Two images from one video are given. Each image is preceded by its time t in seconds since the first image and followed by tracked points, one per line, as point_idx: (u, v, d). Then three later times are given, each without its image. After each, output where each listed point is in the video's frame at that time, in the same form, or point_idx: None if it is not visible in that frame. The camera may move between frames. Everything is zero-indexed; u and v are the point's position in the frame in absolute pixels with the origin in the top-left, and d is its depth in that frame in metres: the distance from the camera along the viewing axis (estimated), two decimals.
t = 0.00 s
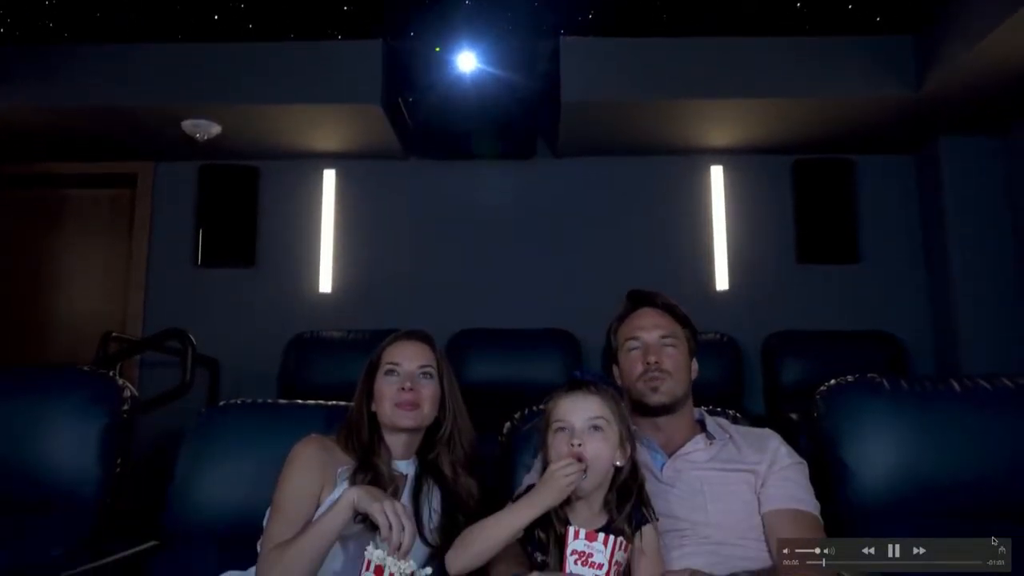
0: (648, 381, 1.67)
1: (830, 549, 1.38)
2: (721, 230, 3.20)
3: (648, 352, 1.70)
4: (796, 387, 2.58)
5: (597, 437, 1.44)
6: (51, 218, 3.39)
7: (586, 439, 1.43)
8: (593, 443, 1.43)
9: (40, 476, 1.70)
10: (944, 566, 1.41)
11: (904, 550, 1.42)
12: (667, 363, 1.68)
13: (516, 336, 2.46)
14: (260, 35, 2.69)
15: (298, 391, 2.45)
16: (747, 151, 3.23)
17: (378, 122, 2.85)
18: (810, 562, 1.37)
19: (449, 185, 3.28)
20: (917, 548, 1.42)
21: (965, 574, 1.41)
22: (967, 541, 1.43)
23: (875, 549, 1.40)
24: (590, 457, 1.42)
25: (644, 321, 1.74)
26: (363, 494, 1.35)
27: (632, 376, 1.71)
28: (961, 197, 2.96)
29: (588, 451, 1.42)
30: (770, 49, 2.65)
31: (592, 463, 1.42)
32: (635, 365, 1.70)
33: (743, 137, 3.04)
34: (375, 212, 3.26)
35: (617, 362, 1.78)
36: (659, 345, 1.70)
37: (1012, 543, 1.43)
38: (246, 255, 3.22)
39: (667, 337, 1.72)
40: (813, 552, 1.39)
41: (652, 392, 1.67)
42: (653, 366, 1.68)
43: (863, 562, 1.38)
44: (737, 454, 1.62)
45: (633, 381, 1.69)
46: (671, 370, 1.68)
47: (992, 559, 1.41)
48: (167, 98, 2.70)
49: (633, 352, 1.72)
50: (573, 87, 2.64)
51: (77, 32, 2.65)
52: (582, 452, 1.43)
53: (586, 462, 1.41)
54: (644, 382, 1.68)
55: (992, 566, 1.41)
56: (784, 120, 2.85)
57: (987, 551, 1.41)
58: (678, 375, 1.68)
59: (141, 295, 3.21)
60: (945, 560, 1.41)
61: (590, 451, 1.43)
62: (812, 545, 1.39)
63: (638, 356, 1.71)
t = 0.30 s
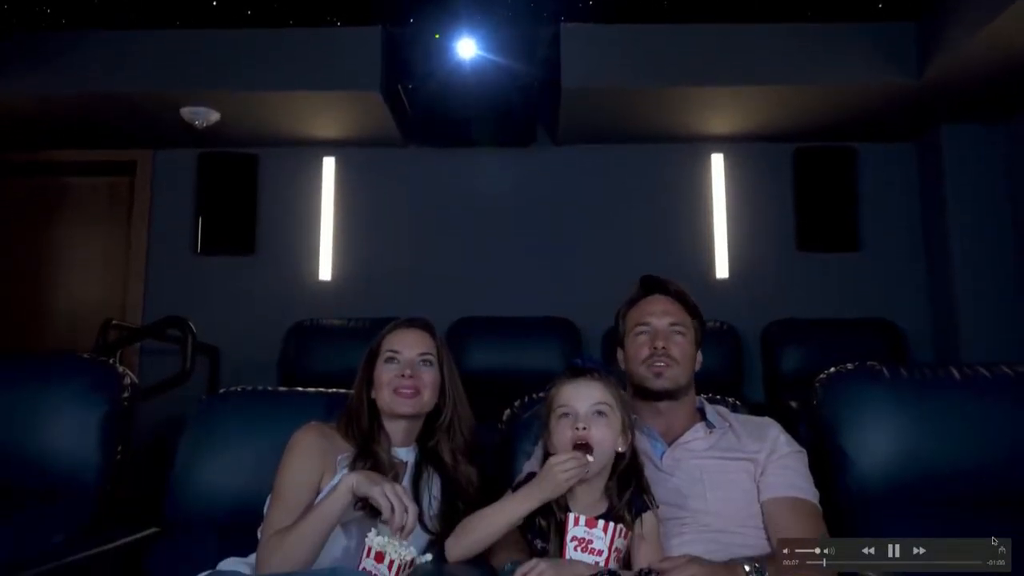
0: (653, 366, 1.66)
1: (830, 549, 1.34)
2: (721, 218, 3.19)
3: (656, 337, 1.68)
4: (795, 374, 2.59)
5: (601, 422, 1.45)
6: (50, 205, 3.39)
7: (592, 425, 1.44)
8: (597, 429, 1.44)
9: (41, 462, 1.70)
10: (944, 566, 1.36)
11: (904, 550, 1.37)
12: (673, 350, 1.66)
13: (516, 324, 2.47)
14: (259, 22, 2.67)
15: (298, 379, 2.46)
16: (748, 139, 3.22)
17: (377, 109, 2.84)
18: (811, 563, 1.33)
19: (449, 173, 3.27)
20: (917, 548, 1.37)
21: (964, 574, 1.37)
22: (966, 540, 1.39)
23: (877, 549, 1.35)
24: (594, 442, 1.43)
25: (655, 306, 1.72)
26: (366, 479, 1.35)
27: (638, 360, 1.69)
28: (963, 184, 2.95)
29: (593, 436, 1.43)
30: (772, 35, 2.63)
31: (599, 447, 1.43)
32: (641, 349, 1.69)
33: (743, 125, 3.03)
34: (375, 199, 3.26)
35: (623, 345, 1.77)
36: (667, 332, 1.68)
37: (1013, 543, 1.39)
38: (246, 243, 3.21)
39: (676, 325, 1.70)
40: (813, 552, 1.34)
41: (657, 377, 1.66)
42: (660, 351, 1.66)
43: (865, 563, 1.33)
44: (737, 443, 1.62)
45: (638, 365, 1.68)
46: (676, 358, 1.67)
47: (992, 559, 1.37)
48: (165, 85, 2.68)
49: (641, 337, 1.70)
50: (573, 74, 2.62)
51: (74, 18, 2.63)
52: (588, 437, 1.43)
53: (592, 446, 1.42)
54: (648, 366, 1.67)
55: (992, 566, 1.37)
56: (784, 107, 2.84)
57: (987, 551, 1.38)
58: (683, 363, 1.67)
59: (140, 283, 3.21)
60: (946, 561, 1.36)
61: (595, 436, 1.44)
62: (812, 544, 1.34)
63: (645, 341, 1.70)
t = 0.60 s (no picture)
0: (656, 353, 1.65)
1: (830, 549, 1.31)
2: (722, 206, 3.19)
3: (660, 324, 1.68)
4: (794, 362, 2.59)
5: (603, 414, 1.45)
6: (49, 192, 3.38)
7: (594, 417, 1.44)
8: (599, 421, 1.44)
9: (42, 449, 1.71)
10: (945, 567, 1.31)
11: (904, 550, 1.32)
12: (677, 338, 1.66)
13: (516, 312, 2.47)
14: (257, 8, 2.65)
15: (299, 367, 2.46)
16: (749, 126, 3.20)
17: (377, 96, 2.83)
18: (811, 563, 1.31)
19: (448, 160, 3.26)
20: (917, 548, 1.32)
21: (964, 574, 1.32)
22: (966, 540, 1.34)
23: (877, 549, 1.31)
24: (597, 435, 1.44)
25: (661, 294, 1.72)
26: (365, 458, 1.36)
27: (641, 347, 1.69)
28: (964, 172, 2.95)
29: (596, 429, 1.44)
30: (774, 22, 2.61)
31: (602, 440, 1.45)
32: (645, 336, 1.69)
33: (743, 112, 3.02)
34: (375, 187, 3.25)
35: (626, 333, 1.76)
36: (672, 319, 1.68)
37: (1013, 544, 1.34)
38: (246, 231, 3.21)
39: (681, 314, 1.70)
40: (813, 552, 1.32)
41: (659, 363, 1.66)
42: (663, 338, 1.66)
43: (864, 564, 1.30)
44: (736, 430, 1.63)
45: (641, 352, 1.68)
46: (679, 346, 1.67)
47: (992, 559, 1.32)
48: (164, 72, 2.67)
49: (645, 323, 1.70)
50: (573, 61, 2.61)
51: (71, 4, 2.61)
52: (591, 430, 1.44)
53: (595, 439, 1.44)
54: (651, 353, 1.66)
55: (992, 566, 1.32)
56: (786, 95, 2.83)
57: (987, 551, 1.33)
58: (686, 351, 1.67)
59: (140, 270, 3.21)
60: (946, 560, 1.31)
61: (597, 427, 1.45)
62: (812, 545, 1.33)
63: (650, 327, 1.69)
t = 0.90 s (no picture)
0: (657, 339, 1.65)
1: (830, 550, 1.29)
2: (722, 193, 3.18)
3: (662, 311, 1.68)
4: (794, 350, 2.59)
5: (602, 402, 1.45)
6: (47, 179, 3.37)
7: (592, 405, 1.45)
8: (598, 408, 1.45)
9: (43, 436, 1.72)
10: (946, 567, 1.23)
11: (904, 550, 1.24)
12: (678, 324, 1.66)
13: (516, 299, 2.47)
14: None
15: (299, 353, 2.47)
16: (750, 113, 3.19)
17: (377, 83, 2.81)
18: (810, 563, 1.29)
19: (448, 148, 3.25)
20: (918, 548, 1.24)
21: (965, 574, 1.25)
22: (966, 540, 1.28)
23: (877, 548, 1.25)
24: (597, 421, 1.45)
25: (664, 281, 1.72)
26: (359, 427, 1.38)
27: (642, 333, 1.69)
28: (966, 160, 2.94)
29: (595, 416, 1.44)
30: (776, 7, 2.59)
31: (602, 426, 1.45)
32: (646, 323, 1.69)
33: (744, 99, 3.00)
34: (374, 174, 3.24)
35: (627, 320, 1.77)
36: (674, 306, 1.68)
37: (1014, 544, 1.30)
38: (245, 218, 3.20)
39: (683, 302, 1.70)
40: (813, 552, 1.30)
41: (659, 350, 1.66)
42: (665, 325, 1.66)
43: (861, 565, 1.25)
44: (735, 417, 1.64)
45: (642, 338, 1.68)
46: (681, 333, 1.67)
47: (992, 559, 1.28)
48: (162, 59, 2.66)
49: (647, 310, 1.70)
50: (574, 47, 2.60)
51: None
52: (590, 418, 1.44)
53: (594, 425, 1.44)
54: (651, 339, 1.66)
55: (992, 566, 1.27)
56: (787, 82, 2.81)
57: (987, 551, 1.28)
58: (688, 339, 1.67)
59: (139, 257, 3.20)
60: (947, 560, 1.24)
61: (597, 414, 1.45)
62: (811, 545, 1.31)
63: (651, 314, 1.70)
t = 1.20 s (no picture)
0: (654, 326, 1.65)
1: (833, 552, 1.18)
2: (723, 180, 3.17)
3: (658, 298, 1.68)
4: (793, 337, 2.60)
5: (602, 389, 1.46)
6: (46, 166, 3.36)
7: (592, 393, 1.45)
8: (598, 395, 1.45)
9: (43, 422, 1.72)
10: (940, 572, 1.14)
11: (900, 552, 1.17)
12: (675, 311, 1.66)
13: (516, 287, 2.47)
14: None
15: (300, 340, 2.47)
16: (751, 100, 3.17)
17: (376, 69, 2.80)
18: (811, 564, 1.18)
19: (448, 134, 3.24)
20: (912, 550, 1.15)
21: None
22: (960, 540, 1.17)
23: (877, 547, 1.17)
24: (597, 409, 1.45)
25: (661, 268, 1.72)
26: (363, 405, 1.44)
27: (639, 320, 1.69)
28: (967, 147, 2.93)
29: (595, 403, 1.45)
30: None
31: (602, 414, 1.46)
32: (644, 310, 1.69)
33: (745, 86, 2.99)
34: (374, 161, 3.23)
35: (625, 307, 1.76)
36: (671, 293, 1.68)
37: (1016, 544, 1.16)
38: (245, 205, 3.20)
39: (681, 288, 1.69)
40: (813, 552, 1.19)
41: (657, 337, 1.66)
42: (662, 312, 1.66)
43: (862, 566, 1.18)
44: (735, 404, 1.64)
45: (640, 325, 1.68)
46: (679, 319, 1.66)
47: (990, 559, 1.15)
48: (159, 45, 2.64)
49: (644, 297, 1.70)
50: (574, 33, 2.58)
51: None
52: (590, 405, 1.45)
53: (595, 414, 1.45)
54: (649, 326, 1.66)
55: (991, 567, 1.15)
56: (789, 68, 2.79)
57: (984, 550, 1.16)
58: (686, 325, 1.66)
59: (138, 245, 3.20)
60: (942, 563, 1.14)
61: (596, 402, 1.45)
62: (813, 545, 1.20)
63: (648, 301, 1.69)
